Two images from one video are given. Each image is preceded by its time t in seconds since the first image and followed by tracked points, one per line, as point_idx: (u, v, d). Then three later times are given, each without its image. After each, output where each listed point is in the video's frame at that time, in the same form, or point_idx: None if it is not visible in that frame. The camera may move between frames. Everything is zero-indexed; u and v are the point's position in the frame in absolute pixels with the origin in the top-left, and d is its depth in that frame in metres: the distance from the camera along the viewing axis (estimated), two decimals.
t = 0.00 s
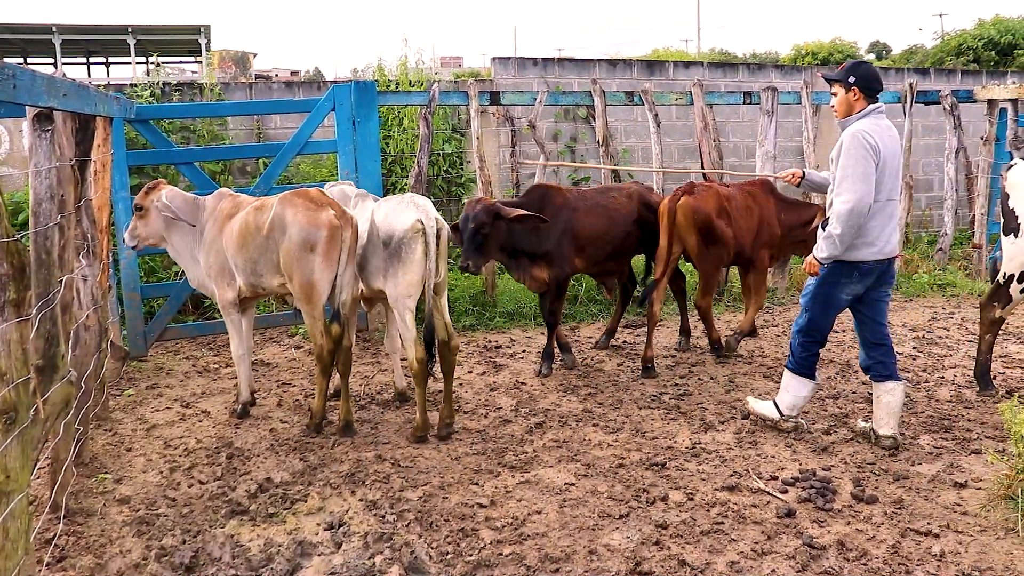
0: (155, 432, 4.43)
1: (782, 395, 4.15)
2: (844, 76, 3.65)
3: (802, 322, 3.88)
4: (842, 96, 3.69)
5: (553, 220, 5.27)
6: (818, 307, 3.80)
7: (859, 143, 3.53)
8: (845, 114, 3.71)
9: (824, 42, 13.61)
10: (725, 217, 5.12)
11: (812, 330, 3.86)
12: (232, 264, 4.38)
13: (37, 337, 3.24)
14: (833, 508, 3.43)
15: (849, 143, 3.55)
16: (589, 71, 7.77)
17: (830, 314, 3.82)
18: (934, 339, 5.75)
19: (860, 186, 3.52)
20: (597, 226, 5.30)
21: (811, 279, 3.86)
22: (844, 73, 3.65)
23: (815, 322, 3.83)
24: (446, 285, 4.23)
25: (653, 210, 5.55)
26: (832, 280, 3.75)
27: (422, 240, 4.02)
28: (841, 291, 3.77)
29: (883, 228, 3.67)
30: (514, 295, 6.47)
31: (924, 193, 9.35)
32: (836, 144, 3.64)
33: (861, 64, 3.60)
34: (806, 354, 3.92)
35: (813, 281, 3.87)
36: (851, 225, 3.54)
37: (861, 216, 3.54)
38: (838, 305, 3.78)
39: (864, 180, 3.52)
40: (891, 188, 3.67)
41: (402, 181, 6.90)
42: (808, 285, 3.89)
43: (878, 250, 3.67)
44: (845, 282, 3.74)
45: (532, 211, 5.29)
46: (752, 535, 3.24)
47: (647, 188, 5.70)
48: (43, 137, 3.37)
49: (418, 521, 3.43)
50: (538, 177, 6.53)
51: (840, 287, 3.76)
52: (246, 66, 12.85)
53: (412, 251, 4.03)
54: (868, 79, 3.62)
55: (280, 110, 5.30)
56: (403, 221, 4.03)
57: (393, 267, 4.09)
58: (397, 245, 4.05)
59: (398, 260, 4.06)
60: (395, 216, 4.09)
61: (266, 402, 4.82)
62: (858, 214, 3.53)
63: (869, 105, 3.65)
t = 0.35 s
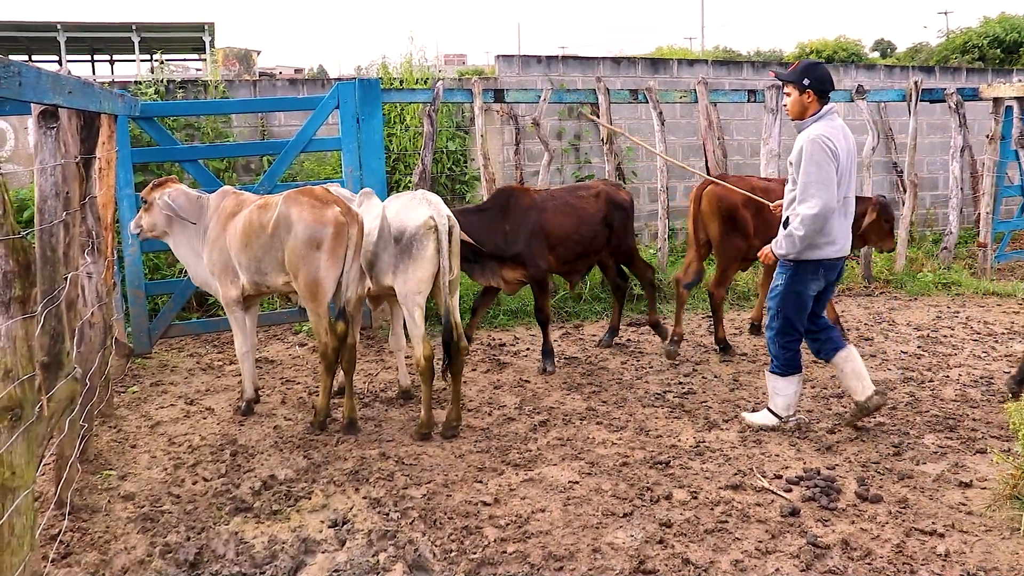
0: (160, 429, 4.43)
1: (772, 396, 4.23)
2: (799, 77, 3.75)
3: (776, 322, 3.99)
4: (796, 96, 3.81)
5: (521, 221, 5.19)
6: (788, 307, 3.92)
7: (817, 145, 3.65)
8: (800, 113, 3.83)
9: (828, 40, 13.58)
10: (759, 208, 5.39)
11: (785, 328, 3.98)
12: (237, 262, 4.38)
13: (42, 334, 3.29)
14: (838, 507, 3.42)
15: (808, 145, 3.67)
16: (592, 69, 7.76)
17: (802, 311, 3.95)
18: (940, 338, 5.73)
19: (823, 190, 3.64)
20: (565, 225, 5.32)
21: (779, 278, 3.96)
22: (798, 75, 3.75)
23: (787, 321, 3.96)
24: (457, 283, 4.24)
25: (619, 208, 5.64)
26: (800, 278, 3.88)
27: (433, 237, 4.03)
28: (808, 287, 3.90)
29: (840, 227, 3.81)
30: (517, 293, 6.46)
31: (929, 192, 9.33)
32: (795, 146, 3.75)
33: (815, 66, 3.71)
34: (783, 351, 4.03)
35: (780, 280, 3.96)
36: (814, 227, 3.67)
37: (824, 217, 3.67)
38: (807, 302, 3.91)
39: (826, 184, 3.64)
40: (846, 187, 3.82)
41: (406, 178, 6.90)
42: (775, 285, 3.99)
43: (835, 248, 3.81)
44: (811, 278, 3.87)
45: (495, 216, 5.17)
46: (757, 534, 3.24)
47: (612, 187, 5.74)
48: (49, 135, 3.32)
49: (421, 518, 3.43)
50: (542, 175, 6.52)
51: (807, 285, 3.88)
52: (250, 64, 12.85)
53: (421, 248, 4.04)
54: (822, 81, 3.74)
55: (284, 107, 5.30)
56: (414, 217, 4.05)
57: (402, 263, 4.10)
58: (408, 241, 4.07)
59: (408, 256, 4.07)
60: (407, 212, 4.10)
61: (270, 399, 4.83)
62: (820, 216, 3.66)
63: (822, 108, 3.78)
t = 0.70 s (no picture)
0: (163, 427, 4.44)
1: (776, 395, 4.21)
2: (780, 77, 3.80)
3: (780, 319, 3.99)
4: (775, 96, 3.85)
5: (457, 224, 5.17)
6: (792, 302, 3.94)
7: (803, 142, 3.72)
8: (779, 113, 3.89)
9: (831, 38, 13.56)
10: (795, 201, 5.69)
11: (788, 325, 3.99)
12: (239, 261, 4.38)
13: (46, 332, 3.26)
14: (840, 507, 3.42)
15: (793, 146, 3.73)
16: (596, 67, 7.76)
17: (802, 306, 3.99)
18: (943, 337, 5.73)
19: (805, 187, 3.72)
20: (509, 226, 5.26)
21: (778, 277, 3.96)
22: (779, 76, 3.80)
23: (789, 317, 3.97)
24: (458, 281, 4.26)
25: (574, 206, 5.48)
26: (800, 273, 3.92)
27: (435, 233, 4.04)
28: (806, 281, 3.95)
29: (822, 224, 3.87)
30: (520, 291, 6.46)
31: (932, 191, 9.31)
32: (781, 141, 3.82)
33: (794, 67, 3.78)
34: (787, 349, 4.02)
35: (779, 277, 3.96)
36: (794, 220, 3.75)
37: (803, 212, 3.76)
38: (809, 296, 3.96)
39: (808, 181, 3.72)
40: (828, 189, 3.89)
41: (409, 177, 6.90)
42: (774, 284, 3.99)
43: (818, 246, 3.87)
44: (808, 271, 3.93)
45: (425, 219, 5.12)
46: (759, 533, 3.24)
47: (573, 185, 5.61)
48: (53, 133, 3.30)
49: (424, 517, 3.44)
50: (545, 174, 6.51)
51: (806, 279, 3.93)
52: (253, 62, 12.85)
53: (425, 245, 4.05)
54: (801, 81, 3.81)
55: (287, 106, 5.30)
56: (416, 214, 4.07)
57: (404, 259, 4.11)
58: (409, 237, 4.09)
59: (410, 251, 4.09)
60: (408, 209, 4.13)
61: (273, 397, 4.84)
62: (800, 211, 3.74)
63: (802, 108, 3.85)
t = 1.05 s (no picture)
0: (163, 427, 4.44)
1: (776, 394, 4.21)
2: (779, 78, 3.82)
3: (767, 314, 4.00)
4: (772, 97, 3.86)
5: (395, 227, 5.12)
6: (780, 297, 3.96)
7: (802, 139, 3.78)
8: (771, 114, 3.91)
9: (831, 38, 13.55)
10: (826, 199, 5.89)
11: (775, 319, 4.01)
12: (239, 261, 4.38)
13: (46, 332, 3.27)
14: (840, 506, 3.42)
15: (794, 140, 3.78)
16: (596, 67, 7.76)
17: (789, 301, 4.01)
18: (943, 337, 5.72)
19: (812, 177, 3.79)
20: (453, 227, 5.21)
21: (766, 270, 3.97)
22: (778, 76, 3.82)
23: (777, 312, 3.99)
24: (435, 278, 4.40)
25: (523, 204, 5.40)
26: (786, 268, 3.94)
27: (422, 233, 4.16)
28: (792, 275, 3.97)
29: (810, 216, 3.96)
30: (521, 291, 6.46)
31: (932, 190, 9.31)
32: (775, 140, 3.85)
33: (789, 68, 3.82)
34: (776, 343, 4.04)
35: (768, 272, 3.97)
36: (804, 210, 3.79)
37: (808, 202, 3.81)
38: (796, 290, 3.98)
39: (812, 172, 3.80)
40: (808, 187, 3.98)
41: (410, 177, 6.91)
42: (762, 279, 3.99)
43: (805, 240, 3.92)
44: (793, 266, 3.95)
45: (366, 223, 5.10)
46: (759, 532, 3.24)
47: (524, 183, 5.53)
48: (53, 133, 3.32)
49: (424, 517, 3.44)
50: (545, 173, 6.51)
51: (793, 273, 3.96)
52: (253, 62, 12.85)
53: (411, 245, 4.17)
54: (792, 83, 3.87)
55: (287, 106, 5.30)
56: (404, 215, 4.15)
57: (390, 258, 4.19)
58: (396, 238, 4.17)
59: (396, 251, 4.18)
60: (391, 211, 4.20)
61: (272, 397, 4.84)
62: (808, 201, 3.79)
63: (790, 110, 3.90)
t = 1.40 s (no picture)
0: (167, 426, 4.45)
1: (781, 389, 4.24)
2: (779, 76, 3.83)
3: (778, 309, 4.00)
4: (773, 95, 3.86)
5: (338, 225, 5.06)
6: (790, 291, 3.97)
7: (809, 135, 3.85)
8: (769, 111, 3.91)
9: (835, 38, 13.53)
10: (866, 203, 5.88)
11: (784, 315, 4.02)
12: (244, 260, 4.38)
13: (50, 331, 3.28)
14: (843, 506, 3.42)
15: (805, 137, 3.83)
16: (599, 67, 7.76)
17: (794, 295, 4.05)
18: (947, 337, 5.71)
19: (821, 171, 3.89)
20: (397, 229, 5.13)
21: (778, 267, 3.96)
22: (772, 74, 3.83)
23: (786, 308, 4.01)
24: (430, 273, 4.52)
25: (476, 209, 5.31)
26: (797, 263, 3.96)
27: (423, 233, 4.31)
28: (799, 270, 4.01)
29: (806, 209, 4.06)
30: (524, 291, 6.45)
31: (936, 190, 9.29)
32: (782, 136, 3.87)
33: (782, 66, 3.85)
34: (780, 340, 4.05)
35: (780, 267, 3.96)
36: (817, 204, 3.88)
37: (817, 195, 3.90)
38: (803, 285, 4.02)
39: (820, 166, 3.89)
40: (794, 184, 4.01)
41: (413, 176, 6.92)
42: (773, 273, 3.97)
43: (809, 235, 3.98)
44: (801, 260, 3.99)
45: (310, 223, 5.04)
46: (762, 532, 3.24)
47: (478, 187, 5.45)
48: (58, 132, 3.36)
49: (427, 516, 3.44)
50: (548, 173, 6.50)
51: (800, 268, 4.00)
52: (257, 62, 12.87)
53: (413, 244, 4.29)
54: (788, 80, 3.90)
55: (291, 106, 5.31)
56: (405, 216, 4.27)
57: (390, 254, 4.28)
58: (398, 237, 4.27)
59: (396, 248, 4.28)
60: (391, 211, 4.29)
61: (276, 396, 4.85)
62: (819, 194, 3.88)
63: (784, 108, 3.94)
